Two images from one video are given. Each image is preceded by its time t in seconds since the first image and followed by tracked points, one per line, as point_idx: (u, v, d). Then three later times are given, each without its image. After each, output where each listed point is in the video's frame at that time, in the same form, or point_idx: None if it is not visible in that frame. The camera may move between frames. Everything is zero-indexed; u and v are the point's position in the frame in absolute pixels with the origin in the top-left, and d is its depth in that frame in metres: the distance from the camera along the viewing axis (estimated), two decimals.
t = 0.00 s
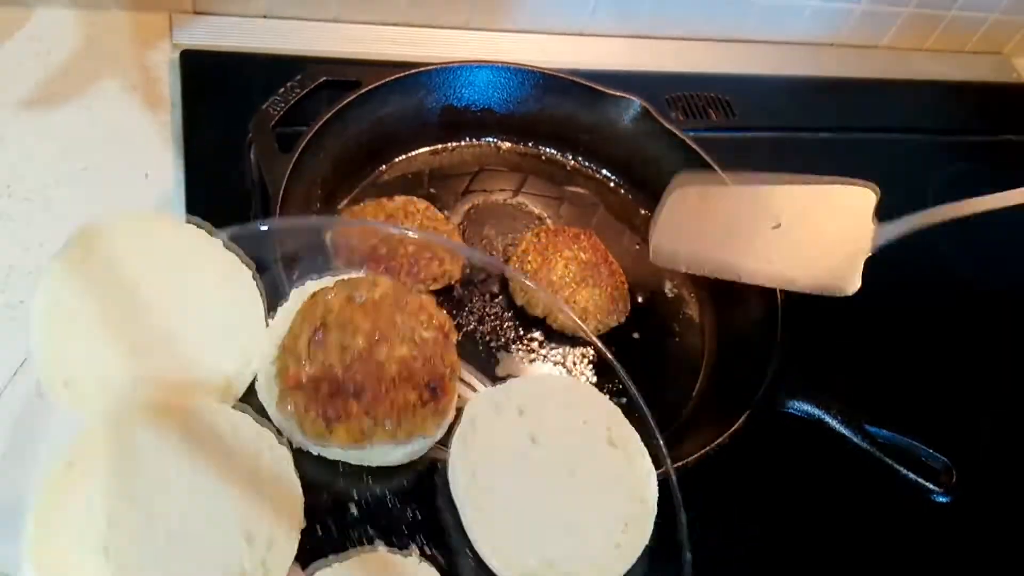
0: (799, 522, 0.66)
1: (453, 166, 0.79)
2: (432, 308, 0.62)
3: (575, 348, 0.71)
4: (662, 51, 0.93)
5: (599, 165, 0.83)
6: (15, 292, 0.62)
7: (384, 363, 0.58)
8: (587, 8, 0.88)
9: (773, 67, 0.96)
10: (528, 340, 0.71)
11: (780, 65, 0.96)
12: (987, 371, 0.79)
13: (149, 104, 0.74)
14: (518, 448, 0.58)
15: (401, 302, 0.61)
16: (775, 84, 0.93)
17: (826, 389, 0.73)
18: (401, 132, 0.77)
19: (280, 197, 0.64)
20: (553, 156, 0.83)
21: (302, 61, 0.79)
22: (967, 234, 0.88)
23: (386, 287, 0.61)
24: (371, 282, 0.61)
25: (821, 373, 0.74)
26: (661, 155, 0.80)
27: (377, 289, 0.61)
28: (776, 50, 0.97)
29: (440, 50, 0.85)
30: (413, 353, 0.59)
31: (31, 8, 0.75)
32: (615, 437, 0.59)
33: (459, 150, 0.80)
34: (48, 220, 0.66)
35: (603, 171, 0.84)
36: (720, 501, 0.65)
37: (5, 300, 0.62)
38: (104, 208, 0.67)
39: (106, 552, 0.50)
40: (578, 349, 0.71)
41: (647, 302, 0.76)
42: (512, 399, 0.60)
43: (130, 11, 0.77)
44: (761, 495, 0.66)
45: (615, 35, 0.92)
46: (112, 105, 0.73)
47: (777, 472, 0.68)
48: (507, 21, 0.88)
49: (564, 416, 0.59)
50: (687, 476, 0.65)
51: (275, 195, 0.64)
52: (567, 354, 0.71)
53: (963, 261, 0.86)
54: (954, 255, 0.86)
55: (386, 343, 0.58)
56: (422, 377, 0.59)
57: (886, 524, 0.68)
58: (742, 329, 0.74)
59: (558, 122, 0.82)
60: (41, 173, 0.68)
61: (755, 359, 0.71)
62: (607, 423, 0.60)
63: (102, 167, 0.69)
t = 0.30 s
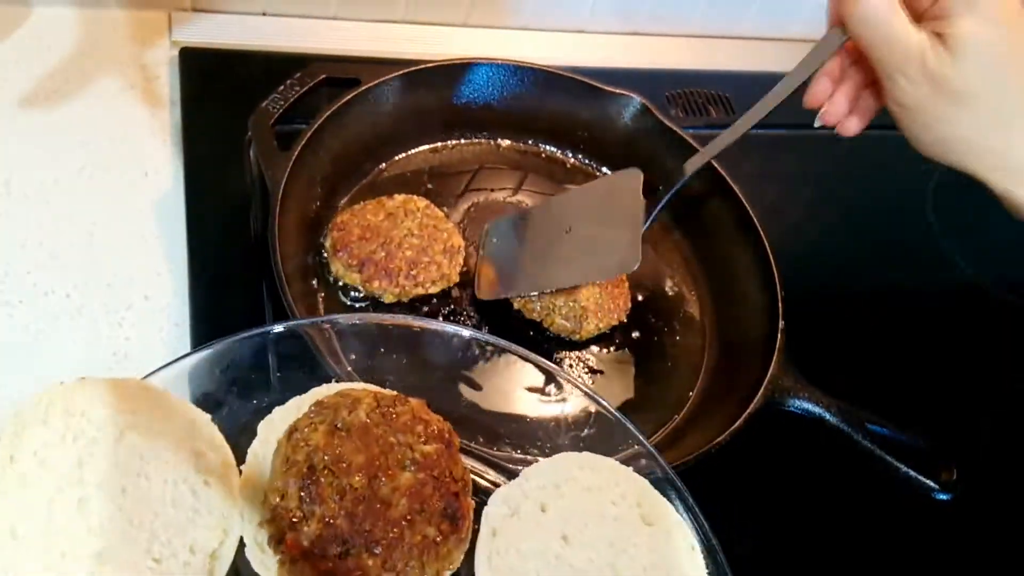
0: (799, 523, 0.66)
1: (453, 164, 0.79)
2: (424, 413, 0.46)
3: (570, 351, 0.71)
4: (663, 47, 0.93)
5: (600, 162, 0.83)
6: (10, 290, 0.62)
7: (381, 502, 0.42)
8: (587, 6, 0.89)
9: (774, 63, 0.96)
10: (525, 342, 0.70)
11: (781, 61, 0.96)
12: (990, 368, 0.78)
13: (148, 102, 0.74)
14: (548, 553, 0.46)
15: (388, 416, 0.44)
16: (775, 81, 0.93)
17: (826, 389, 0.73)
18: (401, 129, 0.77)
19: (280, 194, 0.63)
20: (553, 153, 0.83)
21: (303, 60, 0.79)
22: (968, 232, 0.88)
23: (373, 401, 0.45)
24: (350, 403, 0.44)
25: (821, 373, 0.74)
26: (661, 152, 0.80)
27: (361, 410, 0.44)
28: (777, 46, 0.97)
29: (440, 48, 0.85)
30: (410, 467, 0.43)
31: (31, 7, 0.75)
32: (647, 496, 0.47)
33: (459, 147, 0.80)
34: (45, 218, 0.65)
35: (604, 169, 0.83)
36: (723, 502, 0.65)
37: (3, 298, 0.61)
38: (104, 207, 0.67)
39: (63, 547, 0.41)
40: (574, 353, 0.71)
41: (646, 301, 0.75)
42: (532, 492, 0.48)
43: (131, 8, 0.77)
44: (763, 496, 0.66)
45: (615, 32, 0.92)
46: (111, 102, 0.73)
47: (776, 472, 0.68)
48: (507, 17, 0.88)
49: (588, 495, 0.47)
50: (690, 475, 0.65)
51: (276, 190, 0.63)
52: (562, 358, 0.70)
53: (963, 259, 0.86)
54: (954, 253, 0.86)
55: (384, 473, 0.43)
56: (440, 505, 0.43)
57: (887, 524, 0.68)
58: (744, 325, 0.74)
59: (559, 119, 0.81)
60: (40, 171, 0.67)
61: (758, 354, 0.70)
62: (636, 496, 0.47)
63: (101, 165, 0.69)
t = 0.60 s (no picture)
0: (798, 522, 0.66)
1: (452, 166, 0.79)
2: (442, 476, 0.49)
3: (571, 352, 0.70)
4: (662, 48, 0.93)
5: (599, 164, 0.83)
6: (11, 291, 0.62)
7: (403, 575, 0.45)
8: (587, 6, 0.89)
9: (772, 65, 0.96)
10: (524, 344, 0.69)
11: (779, 63, 0.96)
12: (988, 369, 0.79)
13: (148, 104, 0.74)
14: None
15: (405, 482, 0.48)
16: (774, 82, 0.93)
17: (829, 387, 0.73)
18: (400, 130, 0.77)
19: (279, 195, 0.63)
20: (552, 155, 0.82)
21: (302, 61, 0.79)
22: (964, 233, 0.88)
23: (390, 469, 0.48)
24: (368, 471, 0.48)
25: (820, 370, 0.74)
26: (660, 154, 0.81)
27: (378, 478, 0.48)
28: (775, 48, 0.97)
29: (440, 49, 0.85)
30: (432, 537, 0.46)
31: (30, 9, 0.75)
32: (670, 550, 0.50)
33: (458, 148, 0.80)
34: (45, 220, 0.65)
35: (602, 169, 0.83)
36: (723, 502, 0.65)
37: (4, 300, 0.61)
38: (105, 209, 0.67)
39: None
40: (574, 354, 0.70)
41: (645, 301, 0.75)
42: (557, 554, 0.51)
43: (130, 10, 0.77)
44: (763, 496, 0.66)
45: (613, 34, 0.92)
46: (111, 105, 0.73)
47: (776, 472, 0.68)
48: (506, 19, 0.88)
49: (611, 553, 0.50)
50: (690, 476, 0.65)
51: (275, 192, 0.63)
52: (562, 358, 0.70)
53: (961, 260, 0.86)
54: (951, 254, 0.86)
55: (406, 546, 0.46)
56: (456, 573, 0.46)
57: (888, 525, 0.68)
58: (744, 326, 0.74)
59: (557, 120, 0.82)
60: (41, 173, 0.68)
61: (757, 357, 0.70)
62: (662, 552, 0.50)
63: (101, 167, 0.69)
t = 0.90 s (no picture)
0: (800, 523, 0.66)
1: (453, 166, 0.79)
2: (433, 537, 0.49)
3: (571, 351, 0.70)
4: (662, 49, 0.93)
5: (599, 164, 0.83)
6: (11, 292, 0.62)
7: None
8: (587, 6, 0.88)
9: (771, 65, 0.96)
10: (523, 344, 0.69)
11: (778, 63, 0.96)
12: (988, 369, 0.79)
13: (148, 104, 0.74)
14: None
15: (394, 549, 0.47)
16: (774, 83, 0.93)
17: (829, 387, 0.73)
18: (400, 130, 0.77)
19: (278, 195, 0.63)
20: (552, 155, 0.83)
21: (301, 62, 0.79)
22: (963, 234, 0.89)
23: (378, 534, 0.48)
24: (354, 537, 0.47)
25: (821, 370, 0.74)
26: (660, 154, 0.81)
27: (364, 545, 0.47)
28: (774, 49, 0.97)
29: (439, 50, 0.85)
30: None
31: (29, 9, 0.75)
32: None
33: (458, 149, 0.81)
34: (45, 220, 0.65)
35: (602, 170, 0.84)
36: (724, 502, 0.65)
37: (3, 300, 0.61)
38: (105, 209, 0.67)
39: None
40: (574, 353, 0.70)
41: (645, 301, 0.75)
42: None
43: (130, 10, 0.77)
44: (763, 496, 0.66)
45: (613, 34, 0.92)
46: (112, 104, 0.73)
47: (776, 472, 0.68)
48: (506, 20, 0.88)
49: None
50: (690, 476, 0.65)
51: (275, 192, 0.63)
52: (563, 358, 0.69)
53: (961, 260, 0.86)
54: (951, 254, 0.87)
55: None
56: None
57: (888, 525, 0.68)
58: (744, 326, 0.74)
59: (558, 121, 0.81)
60: (40, 173, 0.68)
61: (756, 357, 0.70)
62: None
63: (101, 167, 0.69)
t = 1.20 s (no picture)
0: (799, 523, 0.66)
1: (453, 166, 0.79)
2: None
3: (570, 352, 0.70)
4: (662, 50, 0.93)
5: (598, 165, 0.83)
6: (12, 292, 0.62)
7: None
8: (587, 7, 0.88)
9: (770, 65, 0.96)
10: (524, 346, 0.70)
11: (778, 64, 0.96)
12: (988, 369, 0.79)
13: (147, 105, 0.74)
14: None
15: None
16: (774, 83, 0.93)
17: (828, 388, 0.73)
18: (400, 130, 0.77)
19: (279, 197, 0.63)
20: (552, 155, 0.83)
21: (301, 62, 0.79)
22: (964, 233, 0.88)
23: None
24: None
25: (820, 370, 0.74)
26: (659, 154, 0.80)
27: None
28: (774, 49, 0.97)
29: (439, 51, 0.85)
30: None
31: (28, 9, 0.75)
32: None
33: (459, 149, 0.81)
34: (45, 220, 0.65)
35: (602, 170, 0.83)
36: (723, 502, 0.65)
37: (3, 301, 0.61)
38: (104, 209, 0.67)
39: None
40: (574, 353, 0.70)
41: (644, 302, 0.76)
42: None
43: (129, 10, 0.77)
44: (763, 497, 0.66)
45: (614, 34, 0.92)
46: (110, 105, 0.73)
47: (775, 472, 0.67)
48: (505, 20, 0.88)
49: None
50: (690, 477, 0.65)
51: (274, 194, 0.63)
52: (563, 358, 0.70)
53: (961, 260, 0.86)
54: (951, 254, 0.86)
55: None
56: None
57: (887, 525, 0.68)
58: (744, 326, 0.73)
59: (558, 122, 0.81)
60: (41, 173, 0.68)
61: (756, 358, 0.70)
62: None
63: (101, 168, 0.69)
